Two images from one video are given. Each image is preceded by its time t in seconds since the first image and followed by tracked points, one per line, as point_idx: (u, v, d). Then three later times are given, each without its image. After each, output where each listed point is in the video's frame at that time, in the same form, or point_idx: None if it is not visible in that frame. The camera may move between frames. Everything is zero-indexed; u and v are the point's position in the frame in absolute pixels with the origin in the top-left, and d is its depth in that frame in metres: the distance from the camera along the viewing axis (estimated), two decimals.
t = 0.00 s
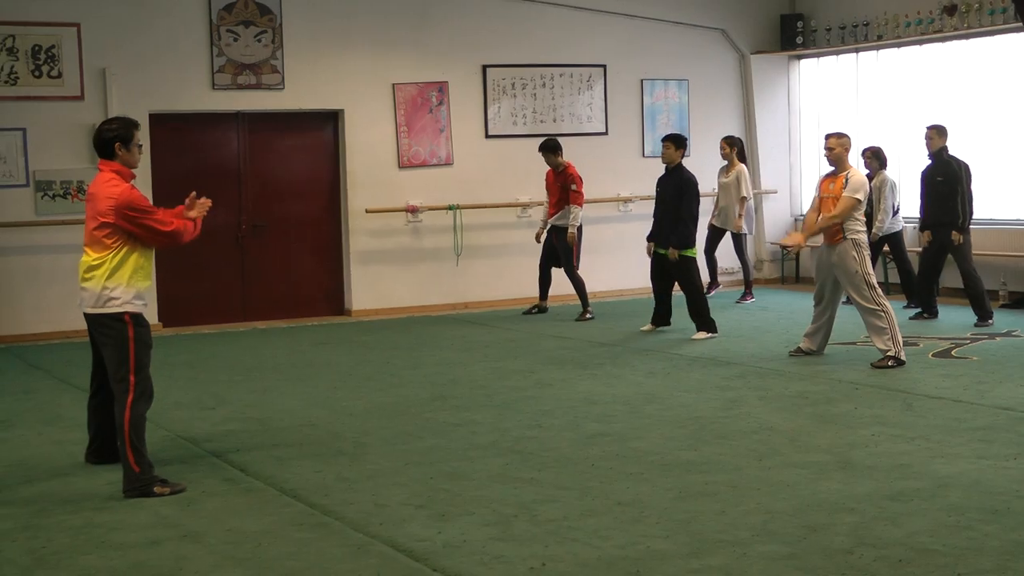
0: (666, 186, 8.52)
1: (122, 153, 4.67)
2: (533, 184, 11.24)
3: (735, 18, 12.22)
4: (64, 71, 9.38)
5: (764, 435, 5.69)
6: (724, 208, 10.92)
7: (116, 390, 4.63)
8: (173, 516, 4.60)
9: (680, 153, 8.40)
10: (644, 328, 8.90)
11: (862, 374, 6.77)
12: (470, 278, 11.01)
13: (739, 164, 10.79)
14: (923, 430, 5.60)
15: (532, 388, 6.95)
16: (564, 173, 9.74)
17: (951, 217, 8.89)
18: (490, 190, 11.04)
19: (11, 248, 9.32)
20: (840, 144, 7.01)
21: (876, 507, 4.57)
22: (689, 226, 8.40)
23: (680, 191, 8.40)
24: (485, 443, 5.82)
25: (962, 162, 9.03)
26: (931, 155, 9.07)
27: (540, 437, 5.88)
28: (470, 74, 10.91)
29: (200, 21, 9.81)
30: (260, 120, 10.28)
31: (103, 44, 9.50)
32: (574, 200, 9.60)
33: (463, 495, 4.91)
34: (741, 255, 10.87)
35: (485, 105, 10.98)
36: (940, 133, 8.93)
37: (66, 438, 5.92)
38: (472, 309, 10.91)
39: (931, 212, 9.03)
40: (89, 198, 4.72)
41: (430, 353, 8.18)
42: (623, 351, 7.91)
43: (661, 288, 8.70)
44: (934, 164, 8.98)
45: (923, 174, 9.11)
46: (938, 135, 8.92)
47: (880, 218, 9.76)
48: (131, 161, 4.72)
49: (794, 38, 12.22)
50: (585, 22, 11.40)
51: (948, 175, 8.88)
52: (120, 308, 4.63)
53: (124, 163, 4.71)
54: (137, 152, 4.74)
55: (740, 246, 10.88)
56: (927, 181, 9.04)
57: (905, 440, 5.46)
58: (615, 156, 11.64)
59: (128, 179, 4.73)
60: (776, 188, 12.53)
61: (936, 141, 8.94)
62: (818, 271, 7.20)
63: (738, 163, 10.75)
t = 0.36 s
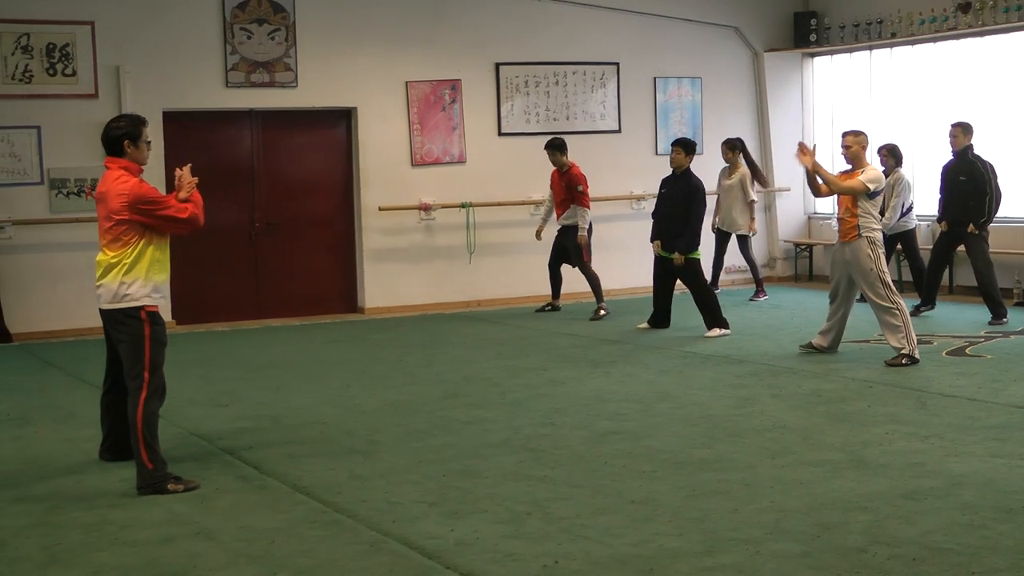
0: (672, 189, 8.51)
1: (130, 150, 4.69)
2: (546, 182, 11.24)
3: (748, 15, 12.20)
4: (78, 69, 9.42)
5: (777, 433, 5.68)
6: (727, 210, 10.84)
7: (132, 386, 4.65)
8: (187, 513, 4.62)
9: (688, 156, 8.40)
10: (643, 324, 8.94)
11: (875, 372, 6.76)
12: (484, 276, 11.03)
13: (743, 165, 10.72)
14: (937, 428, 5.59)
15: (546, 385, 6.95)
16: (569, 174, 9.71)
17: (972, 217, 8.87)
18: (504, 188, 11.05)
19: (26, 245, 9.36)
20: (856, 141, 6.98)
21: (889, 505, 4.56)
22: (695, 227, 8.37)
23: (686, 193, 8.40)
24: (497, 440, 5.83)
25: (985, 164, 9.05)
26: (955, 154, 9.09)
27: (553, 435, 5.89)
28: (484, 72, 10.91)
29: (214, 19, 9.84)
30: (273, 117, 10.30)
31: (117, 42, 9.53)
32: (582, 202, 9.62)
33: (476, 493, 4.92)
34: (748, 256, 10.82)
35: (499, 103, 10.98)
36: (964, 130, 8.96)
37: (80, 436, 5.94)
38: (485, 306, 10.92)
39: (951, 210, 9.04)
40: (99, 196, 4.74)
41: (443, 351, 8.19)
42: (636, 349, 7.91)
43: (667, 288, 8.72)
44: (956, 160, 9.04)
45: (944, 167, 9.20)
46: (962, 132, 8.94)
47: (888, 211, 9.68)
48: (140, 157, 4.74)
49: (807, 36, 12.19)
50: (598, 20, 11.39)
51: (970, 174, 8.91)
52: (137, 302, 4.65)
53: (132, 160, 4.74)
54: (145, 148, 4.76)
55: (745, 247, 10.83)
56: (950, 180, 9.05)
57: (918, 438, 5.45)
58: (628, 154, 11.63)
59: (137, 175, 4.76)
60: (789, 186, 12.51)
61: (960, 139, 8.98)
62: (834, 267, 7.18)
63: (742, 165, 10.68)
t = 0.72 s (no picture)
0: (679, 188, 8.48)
1: (143, 147, 4.72)
2: (557, 180, 11.25)
3: (760, 13, 12.20)
4: (89, 66, 9.46)
5: (788, 431, 5.68)
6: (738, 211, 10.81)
7: (145, 384, 4.67)
8: (198, 510, 4.64)
9: (694, 154, 8.38)
10: (655, 324, 8.94)
11: (886, 371, 6.75)
12: (496, 274, 11.05)
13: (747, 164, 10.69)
14: (947, 426, 5.58)
15: (556, 384, 6.96)
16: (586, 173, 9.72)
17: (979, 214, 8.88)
18: (515, 186, 11.07)
19: (38, 243, 9.41)
20: (868, 141, 6.97)
21: (900, 504, 4.56)
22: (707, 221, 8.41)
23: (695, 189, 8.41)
24: (507, 438, 5.84)
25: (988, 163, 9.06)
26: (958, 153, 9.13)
27: (563, 433, 5.90)
28: (495, 70, 10.92)
29: (225, 17, 9.86)
30: (284, 115, 10.32)
31: (128, 40, 9.56)
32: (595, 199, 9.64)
33: (486, 491, 4.93)
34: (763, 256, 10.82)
35: (510, 100, 10.99)
36: (966, 132, 9.00)
37: (93, 432, 5.97)
38: (497, 304, 10.94)
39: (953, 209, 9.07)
40: (111, 193, 4.76)
41: (453, 348, 8.21)
42: (647, 348, 7.90)
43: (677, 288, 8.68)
44: (959, 161, 9.05)
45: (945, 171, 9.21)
46: (964, 134, 8.97)
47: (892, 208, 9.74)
48: (152, 154, 4.77)
49: (819, 34, 12.17)
50: (610, 18, 11.39)
51: (973, 174, 8.93)
52: (152, 298, 4.68)
53: (144, 157, 4.76)
54: (157, 145, 4.79)
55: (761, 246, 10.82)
56: (953, 179, 9.08)
57: (929, 437, 5.44)
58: (639, 152, 11.63)
59: (148, 172, 4.78)
60: (801, 184, 12.50)
61: (963, 140, 9.00)
62: (841, 266, 7.17)
63: (745, 165, 10.64)
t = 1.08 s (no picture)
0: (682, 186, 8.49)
1: (148, 147, 4.73)
2: (561, 179, 11.25)
3: (762, 11, 12.20)
4: (91, 66, 9.47)
5: (791, 429, 5.69)
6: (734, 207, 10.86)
7: (150, 384, 4.67)
8: (201, 509, 4.65)
9: (697, 152, 8.43)
10: (658, 322, 8.95)
11: (889, 369, 6.76)
12: (499, 273, 11.06)
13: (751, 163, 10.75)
14: (950, 424, 5.59)
15: (559, 382, 6.97)
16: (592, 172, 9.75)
17: (981, 210, 8.95)
18: (519, 185, 11.08)
19: (40, 243, 9.42)
20: (871, 139, 6.98)
21: (902, 501, 4.57)
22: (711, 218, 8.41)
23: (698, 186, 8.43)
24: (510, 437, 5.85)
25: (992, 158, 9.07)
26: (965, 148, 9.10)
27: (566, 431, 5.90)
28: (498, 69, 10.93)
29: (227, 16, 9.86)
30: (286, 114, 10.33)
31: (130, 40, 9.57)
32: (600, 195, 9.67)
33: (489, 490, 4.94)
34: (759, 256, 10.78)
35: (513, 99, 10.99)
36: (974, 128, 8.94)
37: (96, 432, 5.98)
38: (500, 303, 10.95)
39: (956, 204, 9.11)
40: (114, 192, 4.77)
41: (456, 347, 8.21)
42: (650, 346, 7.91)
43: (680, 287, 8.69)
44: (965, 157, 9.05)
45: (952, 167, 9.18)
46: (972, 131, 8.94)
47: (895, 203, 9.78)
48: (156, 154, 4.79)
49: (821, 32, 12.16)
50: (613, 16, 11.39)
51: (977, 172, 8.93)
52: (153, 298, 4.69)
53: (148, 157, 4.78)
54: (161, 146, 4.81)
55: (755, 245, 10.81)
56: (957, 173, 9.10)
57: (931, 434, 5.45)
58: (642, 150, 11.63)
59: (152, 172, 4.80)
60: (803, 182, 12.50)
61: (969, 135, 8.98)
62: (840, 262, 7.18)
63: (749, 163, 10.70)
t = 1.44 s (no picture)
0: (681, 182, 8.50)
1: (152, 156, 4.74)
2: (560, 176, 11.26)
3: (760, 8, 12.21)
4: (88, 63, 9.46)
5: (789, 426, 5.69)
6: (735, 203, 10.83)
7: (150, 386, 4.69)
8: (201, 508, 4.65)
9: (699, 149, 8.39)
10: (657, 319, 8.95)
11: (887, 365, 6.76)
12: (499, 270, 11.07)
13: (752, 160, 10.79)
14: (949, 420, 5.59)
15: (558, 379, 6.97)
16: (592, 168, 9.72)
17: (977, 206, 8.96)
18: (518, 183, 11.09)
19: (38, 241, 9.41)
20: (868, 137, 6.99)
21: (901, 497, 4.57)
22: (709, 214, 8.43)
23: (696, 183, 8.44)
24: (510, 434, 5.85)
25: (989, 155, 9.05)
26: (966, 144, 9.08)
27: (565, 428, 5.91)
28: (496, 66, 10.93)
29: (224, 13, 9.86)
30: (285, 112, 10.33)
31: (128, 38, 9.57)
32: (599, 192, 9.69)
33: (488, 487, 4.94)
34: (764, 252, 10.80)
35: (512, 96, 11.00)
36: (973, 124, 8.94)
37: (95, 430, 5.98)
38: (499, 300, 10.96)
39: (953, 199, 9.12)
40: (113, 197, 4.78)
41: (454, 345, 8.21)
42: (649, 343, 7.91)
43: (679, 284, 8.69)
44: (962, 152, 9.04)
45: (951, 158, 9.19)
46: (972, 127, 8.93)
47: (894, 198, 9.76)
48: (160, 164, 4.79)
49: (819, 29, 12.17)
50: (611, 13, 11.40)
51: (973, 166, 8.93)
52: (137, 303, 4.69)
53: (152, 166, 4.78)
54: (165, 156, 4.82)
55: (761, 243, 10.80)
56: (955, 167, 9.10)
57: (930, 430, 5.46)
58: (640, 148, 11.64)
59: (155, 181, 4.80)
60: (802, 179, 12.51)
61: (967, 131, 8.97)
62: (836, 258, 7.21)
63: (750, 159, 10.73)
